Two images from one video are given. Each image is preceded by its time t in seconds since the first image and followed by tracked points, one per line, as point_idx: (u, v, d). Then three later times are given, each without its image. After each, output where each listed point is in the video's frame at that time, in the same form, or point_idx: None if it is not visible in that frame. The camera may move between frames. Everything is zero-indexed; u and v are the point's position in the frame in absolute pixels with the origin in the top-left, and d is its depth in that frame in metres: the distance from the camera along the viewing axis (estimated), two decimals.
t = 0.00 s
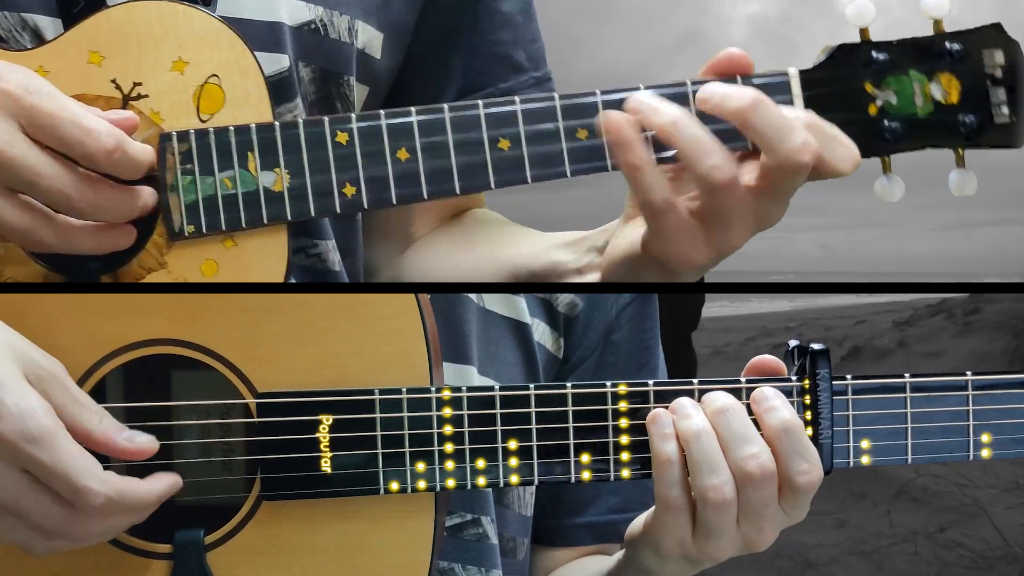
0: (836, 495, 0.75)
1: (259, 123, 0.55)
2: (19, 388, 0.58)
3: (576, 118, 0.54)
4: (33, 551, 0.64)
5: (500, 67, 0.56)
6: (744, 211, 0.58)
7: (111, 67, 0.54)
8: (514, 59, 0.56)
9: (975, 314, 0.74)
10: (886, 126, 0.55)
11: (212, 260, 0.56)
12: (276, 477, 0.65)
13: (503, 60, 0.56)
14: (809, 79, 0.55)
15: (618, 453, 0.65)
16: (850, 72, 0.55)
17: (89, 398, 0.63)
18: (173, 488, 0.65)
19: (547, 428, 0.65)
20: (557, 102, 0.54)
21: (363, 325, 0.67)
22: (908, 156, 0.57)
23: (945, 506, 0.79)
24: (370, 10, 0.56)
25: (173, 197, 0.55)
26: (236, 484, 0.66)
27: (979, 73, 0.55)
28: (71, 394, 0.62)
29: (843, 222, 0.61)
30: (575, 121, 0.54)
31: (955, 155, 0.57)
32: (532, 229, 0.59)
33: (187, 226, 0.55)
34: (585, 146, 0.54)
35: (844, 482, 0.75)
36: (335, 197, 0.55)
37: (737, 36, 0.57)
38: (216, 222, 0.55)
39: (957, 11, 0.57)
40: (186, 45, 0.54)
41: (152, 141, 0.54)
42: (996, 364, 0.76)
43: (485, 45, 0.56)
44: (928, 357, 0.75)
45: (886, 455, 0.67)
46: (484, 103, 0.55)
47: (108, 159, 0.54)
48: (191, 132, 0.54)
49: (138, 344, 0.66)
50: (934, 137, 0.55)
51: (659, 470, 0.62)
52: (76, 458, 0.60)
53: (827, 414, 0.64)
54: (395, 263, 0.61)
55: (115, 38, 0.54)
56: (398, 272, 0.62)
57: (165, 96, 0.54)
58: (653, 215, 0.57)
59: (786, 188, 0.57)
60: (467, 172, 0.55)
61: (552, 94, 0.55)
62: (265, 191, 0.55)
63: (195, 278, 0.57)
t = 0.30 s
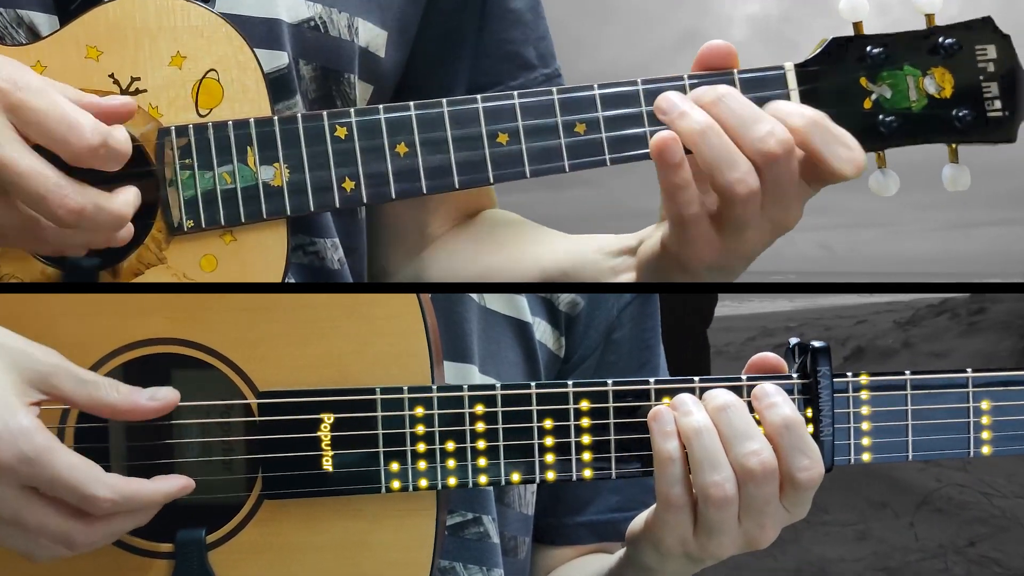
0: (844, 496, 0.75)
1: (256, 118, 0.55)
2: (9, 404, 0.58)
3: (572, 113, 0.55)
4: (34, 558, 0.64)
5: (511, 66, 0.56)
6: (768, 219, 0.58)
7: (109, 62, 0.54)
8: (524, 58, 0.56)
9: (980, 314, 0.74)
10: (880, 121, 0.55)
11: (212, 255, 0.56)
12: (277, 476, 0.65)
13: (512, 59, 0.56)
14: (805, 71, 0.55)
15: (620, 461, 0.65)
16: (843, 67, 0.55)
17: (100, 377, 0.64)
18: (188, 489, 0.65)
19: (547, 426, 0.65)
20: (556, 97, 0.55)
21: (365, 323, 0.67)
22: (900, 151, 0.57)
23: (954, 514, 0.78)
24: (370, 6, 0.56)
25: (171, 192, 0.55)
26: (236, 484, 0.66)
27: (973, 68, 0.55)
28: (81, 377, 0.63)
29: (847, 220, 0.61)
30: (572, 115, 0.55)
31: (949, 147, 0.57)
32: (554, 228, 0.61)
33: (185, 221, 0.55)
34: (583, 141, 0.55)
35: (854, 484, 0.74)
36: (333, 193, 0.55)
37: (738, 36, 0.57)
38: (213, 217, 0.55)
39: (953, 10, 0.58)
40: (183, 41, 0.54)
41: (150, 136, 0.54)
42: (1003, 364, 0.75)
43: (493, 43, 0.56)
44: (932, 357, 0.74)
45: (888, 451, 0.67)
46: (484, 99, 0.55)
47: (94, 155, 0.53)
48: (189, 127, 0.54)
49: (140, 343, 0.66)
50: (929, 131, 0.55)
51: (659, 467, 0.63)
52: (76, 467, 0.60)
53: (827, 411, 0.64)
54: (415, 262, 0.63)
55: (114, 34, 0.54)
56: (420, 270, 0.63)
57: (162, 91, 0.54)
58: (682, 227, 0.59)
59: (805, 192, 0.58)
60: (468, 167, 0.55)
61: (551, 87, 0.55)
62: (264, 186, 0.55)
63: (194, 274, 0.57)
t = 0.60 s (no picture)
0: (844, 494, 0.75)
1: (257, 114, 0.55)
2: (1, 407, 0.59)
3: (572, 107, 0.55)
4: (35, 561, 0.64)
5: (526, 60, 0.56)
6: (778, 200, 0.58)
7: (108, 59, 0.54)
8: (538, 50, 0.56)
9: (984, 314, 0.74)
10: (881, 104, 0.55)
11: (215, 252, 0.56)
12: (276, 476, 0.65)
13: (527, 52, 0.56)
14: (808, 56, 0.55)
15: (618, 453, 0.65)
16: (846, 51, 0.55)
17: (91, 394, 0.63)
18: (188, 484, 0.64)
19: (547, 427, 0.65)
20: (556, 88, 0.55)
21: (365, 326, 0.67)
22: (902, 136, 0.58)
23: (954, 512, 0.78)
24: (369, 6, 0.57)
25: (173, 188, 0.55)
26: (236, 484, 0.66)
27: (973, 51, 0.55)
28: (70, 395, 0.62)
29: (845, 220, 0.62)
30: (573, 105, 0.55)
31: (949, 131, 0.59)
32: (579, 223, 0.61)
33: (188, 219, 0.55)
34: (584, 131, 0.55)
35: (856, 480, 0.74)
36: (336, 186, 0.55)
37: (738, 36, 0.57)
38: (216, 214, 0.55)
39: None
40: (181, 38, 0.54)
41: (150, 134, 0.54)
42: (1008, 365, 0.75)
43: (506, 35, 0.56)
44: (937, 358, 0.75)
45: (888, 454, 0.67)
46: (483, 90, 0.55)
47: (104, 159, 0.54)
48: (189, 124, 0.54)
49: (143, 343, 0.66)
50: (929, 113, 0.56)
51: (658, 470, 0.63)
52: (71, 465, 0.60)
53: (827, 413, 0.64)
54: (437, 263, 0.63)
55: (111, 32, 0.54)
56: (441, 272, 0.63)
57: (162, 89, 0.54)
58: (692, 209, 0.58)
59: (815, 172, 0.58)
60: (468, 160, 0.55)
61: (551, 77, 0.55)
62: (266, 182, 0.55)
63: (197, 271, 0.57)
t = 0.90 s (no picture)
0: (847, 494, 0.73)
1: (250, 121, 0.55)
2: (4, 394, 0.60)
3: (564, 109, 0.55)
4: (28, 555, 0.65)
5: (512, 62, 0.57)
6: (759, 208, 0.58)
7: (101, 66, 0.54)
8: (524, 52, 0.57)
9: (987, 313, 0.74)
10: (866, 113, 0.56)
11: (208, 257, 0.56)
12: (276, 474, 0.65)
13: (514, 54, 0.57)
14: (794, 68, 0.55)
15: (616, 449, 0.65)
16: (828, 61, 0.56)
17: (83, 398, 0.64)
18: (180, 475, 0.65)
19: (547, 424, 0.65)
20: (546, 97, 0.55)
21: (360, 325, 0.67)
22: (886, 144, 0.59)
23: (957, 510, 0.78)
24: (365, 9, 0.57)
25: (166, 196, 0.54)
26: (236, 483, 0.66)
27: (956, 61, 0.56)
28: (63, 395, 0.63)
29: (837, 221, 0.62)
30: (563, 111, 0.55)
31: (932, 138, 0.59)
32: (561, 226, 0.61)
33: (181, 226, 0.55)
34: (574, 139, 0.55)
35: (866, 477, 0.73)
36: (328, 194, 0.55)
37: (737, 38, 0.58)
38: (209, 221, 0.55)
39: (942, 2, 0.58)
40: (175, 44, 0.55)
41: (144, 140, 0.54)
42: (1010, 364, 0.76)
43: (492, 39, 0.57)
44: (939, 357, 0.75)
45: (887, 450, 0.67)
46: (474, 98, 0.55)
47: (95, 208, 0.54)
48: (182, 130, 0.54)
49: (144, 342, 0.67)
50: (915, 123, 0.56)
51: (658, 468, 0.63)
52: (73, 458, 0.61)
53: (825, 410, 0.65)
54: (416, 263, 0.63)
55: (106, 37, 0.54)
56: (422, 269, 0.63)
57: (156, 95, 0.54)
58: (673, 215, 0.58)
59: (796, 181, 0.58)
60: (460, 167, 0.55)
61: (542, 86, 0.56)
62: (258, 189, 0.55)
63: (190, 277, 0.57)
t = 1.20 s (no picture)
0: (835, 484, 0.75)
1: (249, 125, 0.55)
2: (10, 391, 0.60)
3: (561, 111, 0.55)
4: (28, 555, 0.64)
5: (507, 61, 0.57)
6: (747, 207, 0.58)
7: (101, 70, 0.54)
8: (520, 52, 0.58)
9: (989, 313, 0.75)
10: (860, 116, 0.56)
11: (208, 260, 0.56)
12: (277, 471, 0.66)
13: (510, 54, 0.58)
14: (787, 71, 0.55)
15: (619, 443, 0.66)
16: (824, 62, 0.56)
17: (92, 381, 0.65)
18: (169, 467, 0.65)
19: (547, 419, 0.65)
20: (541, 101, 0.55)
21: (359, 320, 0.68)
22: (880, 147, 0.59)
23: (947, 505, 0.78)
24: (365, 10, 0.57)
25: (166, 201, 0.54)
26: (236, 480, 0.66)
27: (949, 63, 0.55)
28: (73, 380, 0.63)
29: (836, 221, 0.63)
30: (558, 116, 0.55)
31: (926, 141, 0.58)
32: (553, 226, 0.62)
33: (180, 229, 0.55)
34: (570, 142, 0.55)
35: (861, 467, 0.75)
36: (326, 197, 0.55)
37: (737, 37, 0.58)
38: (208, 224, 0.55)
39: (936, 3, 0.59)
40: (176, 49, 0.55)
41: (144, 143, 0.54)
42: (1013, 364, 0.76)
43: (488, 38, 0.58)
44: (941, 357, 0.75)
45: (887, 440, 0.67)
46: (472, 102, 0.55)
47: (106, 203, 0.54)
48: (181, 134, 0.55)
49: (144, 339, 0.67)
50: (906, 125, 0.56)
51: (659, 461, 0.63)
52: (70, 462, 0.61)
53: (827, 401, 0.64)
54: (405, 262, 0.64)
55: (105, 42, 0.54)
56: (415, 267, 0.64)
57: (156, 100, 0.54)
58: (662, 215, 0.58)
59: (784, 181, 0.58)
60: (458, 169, 0.55)
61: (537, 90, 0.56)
62: (257, 192, 0.55)
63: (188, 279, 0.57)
